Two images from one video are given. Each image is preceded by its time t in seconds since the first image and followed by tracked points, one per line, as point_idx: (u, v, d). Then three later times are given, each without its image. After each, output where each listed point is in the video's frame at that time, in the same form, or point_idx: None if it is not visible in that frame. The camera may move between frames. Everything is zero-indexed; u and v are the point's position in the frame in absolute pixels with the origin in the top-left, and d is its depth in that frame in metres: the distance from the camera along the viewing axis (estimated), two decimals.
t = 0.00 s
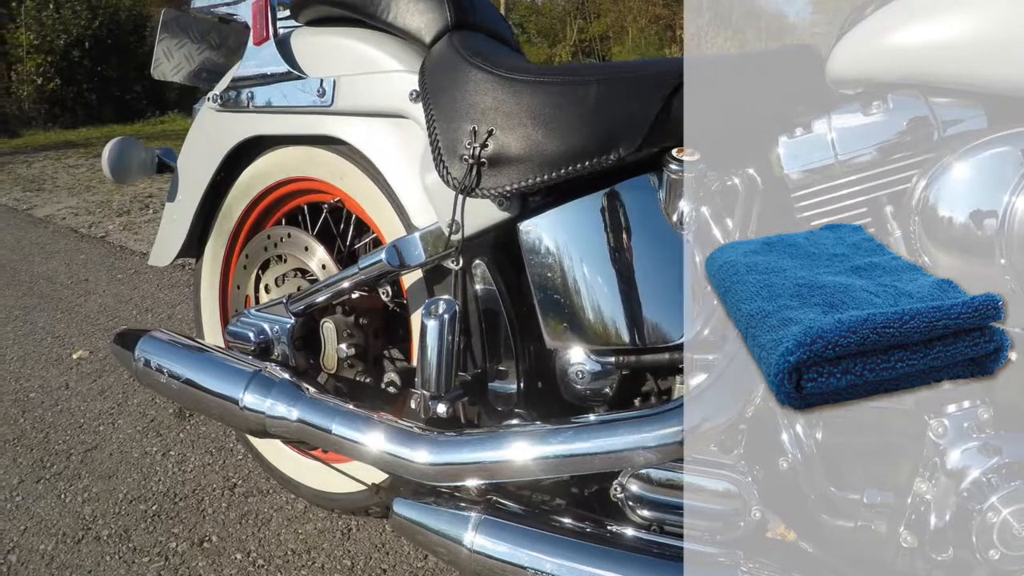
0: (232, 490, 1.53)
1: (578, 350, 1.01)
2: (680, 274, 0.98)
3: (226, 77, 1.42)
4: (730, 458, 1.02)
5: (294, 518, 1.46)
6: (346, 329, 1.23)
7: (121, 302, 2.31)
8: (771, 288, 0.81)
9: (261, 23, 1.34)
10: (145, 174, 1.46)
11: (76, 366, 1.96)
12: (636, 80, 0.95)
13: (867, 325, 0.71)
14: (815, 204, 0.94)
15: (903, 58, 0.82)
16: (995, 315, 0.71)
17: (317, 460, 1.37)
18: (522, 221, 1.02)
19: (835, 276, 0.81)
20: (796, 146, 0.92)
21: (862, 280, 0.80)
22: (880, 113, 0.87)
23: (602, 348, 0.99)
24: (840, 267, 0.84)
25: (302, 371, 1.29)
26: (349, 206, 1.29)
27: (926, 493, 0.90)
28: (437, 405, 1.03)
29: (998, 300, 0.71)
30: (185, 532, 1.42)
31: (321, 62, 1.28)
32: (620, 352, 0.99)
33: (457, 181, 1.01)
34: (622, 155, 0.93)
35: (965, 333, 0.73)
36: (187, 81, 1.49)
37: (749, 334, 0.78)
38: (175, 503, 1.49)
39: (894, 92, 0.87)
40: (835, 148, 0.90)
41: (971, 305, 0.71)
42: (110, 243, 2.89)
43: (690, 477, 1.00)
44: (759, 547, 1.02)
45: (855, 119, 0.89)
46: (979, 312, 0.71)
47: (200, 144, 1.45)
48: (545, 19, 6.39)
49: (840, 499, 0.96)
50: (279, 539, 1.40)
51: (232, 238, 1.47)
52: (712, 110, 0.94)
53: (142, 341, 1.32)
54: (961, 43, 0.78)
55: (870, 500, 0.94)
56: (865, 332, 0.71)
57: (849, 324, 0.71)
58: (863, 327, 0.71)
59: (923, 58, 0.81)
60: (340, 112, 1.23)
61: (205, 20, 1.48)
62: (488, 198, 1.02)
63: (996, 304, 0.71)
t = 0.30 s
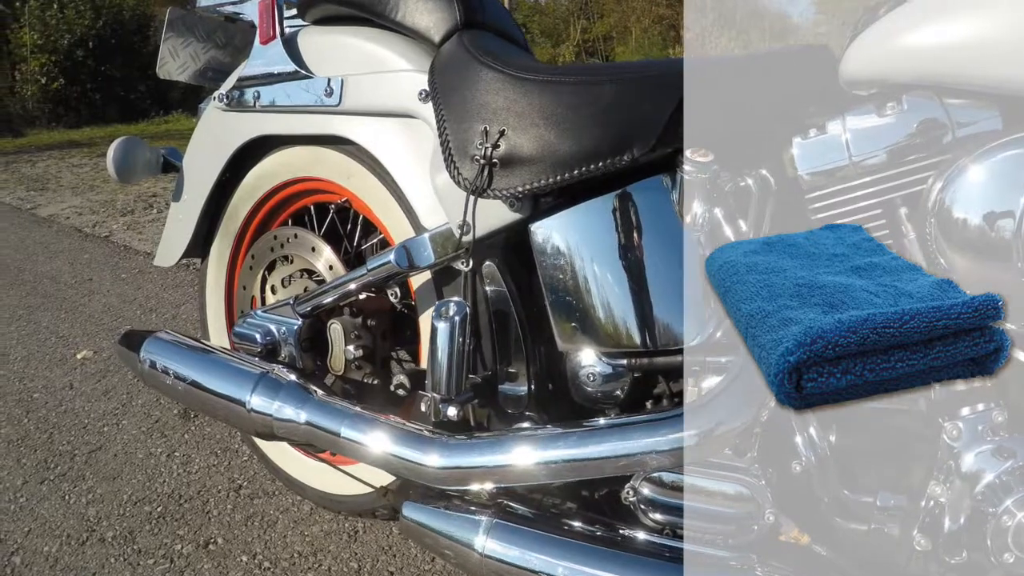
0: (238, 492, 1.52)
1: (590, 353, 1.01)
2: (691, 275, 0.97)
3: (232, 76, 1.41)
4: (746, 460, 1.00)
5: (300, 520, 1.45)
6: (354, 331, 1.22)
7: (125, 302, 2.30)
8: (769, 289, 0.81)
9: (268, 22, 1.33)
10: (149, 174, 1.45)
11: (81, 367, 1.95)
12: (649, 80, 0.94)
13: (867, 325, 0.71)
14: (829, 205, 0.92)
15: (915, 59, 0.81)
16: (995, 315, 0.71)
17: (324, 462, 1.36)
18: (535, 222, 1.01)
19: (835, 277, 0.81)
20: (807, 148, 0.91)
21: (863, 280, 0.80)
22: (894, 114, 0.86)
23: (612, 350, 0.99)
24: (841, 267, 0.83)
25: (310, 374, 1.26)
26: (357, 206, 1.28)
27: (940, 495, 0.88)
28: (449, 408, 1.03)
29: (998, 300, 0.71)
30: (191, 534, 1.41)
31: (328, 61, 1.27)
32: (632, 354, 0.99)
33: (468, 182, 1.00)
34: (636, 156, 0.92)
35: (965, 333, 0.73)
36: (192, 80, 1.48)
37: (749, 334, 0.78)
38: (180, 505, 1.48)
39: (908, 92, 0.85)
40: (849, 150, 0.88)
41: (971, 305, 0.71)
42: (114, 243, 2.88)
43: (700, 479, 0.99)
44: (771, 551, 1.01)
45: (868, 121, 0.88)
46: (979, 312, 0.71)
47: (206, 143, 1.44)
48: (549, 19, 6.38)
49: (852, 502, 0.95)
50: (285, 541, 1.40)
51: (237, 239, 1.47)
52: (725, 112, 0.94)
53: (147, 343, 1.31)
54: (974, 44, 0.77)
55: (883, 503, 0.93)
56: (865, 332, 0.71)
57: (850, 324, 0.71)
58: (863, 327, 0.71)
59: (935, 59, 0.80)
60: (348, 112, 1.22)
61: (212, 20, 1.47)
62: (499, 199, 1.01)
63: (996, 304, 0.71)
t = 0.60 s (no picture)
0: (244, 494, 1.52)
1: (600, 356, 1.01)
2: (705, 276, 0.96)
3: (239, 76, 1.40)
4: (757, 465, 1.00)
5: (306, 523, 1.44)
6: (362, 333, 1.21)
7: (129, 302, 2.29)
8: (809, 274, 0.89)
9: (274, 22, 1.32)
10: (154, 174, 1.44)
11: (85, 367, 1.94)
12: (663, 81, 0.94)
13: (866, 328, 0.86)
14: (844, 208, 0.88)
15: (927, 61, 0.78)
16: (996, 314, 0.80)
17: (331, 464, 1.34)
18: (547, 224, 1.01)
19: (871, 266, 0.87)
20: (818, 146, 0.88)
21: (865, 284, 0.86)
22: (909, 116, 0.82)
23: (624, 353, 0.99)
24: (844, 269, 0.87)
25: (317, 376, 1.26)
26: (364, 207, 1.27)
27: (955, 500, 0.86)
28: (460, 412, 1.03)
29: (999, 300, 0.80)
30: (196, 537, 1.40)
31: (336, 61, 1.26)
32: (644, 357, 0.99)
33: (480, 183, 0.99)
34: (650, 159, 0.91)
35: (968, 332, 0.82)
36: (198, 80, 1.47)
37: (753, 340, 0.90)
38: (186, 507, 1.47)
39: (923, 94, 0.82)
40: (864, 152, 0.85)
41: (972, 307, 0.81)
42: (118, 243, 2.87)
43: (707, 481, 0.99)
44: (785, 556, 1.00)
45: (883, 121, 0.84)
46: (979, 312, 0.81)
47: (212, 143, 1.44)
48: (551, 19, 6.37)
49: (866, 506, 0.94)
50: (292, 544, 1.39)
51: (242, 241, 1.46)
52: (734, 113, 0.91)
53: (153, 345, 1.30)
54: (986, 45, 0.75)
55: (897, 507, 0.92)
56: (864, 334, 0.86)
57: (850, 327, 0.86)
58: (862, 330, 0.86)
59: (937, 63, 0.78)
60: (357, 112, 1.21)
61: (218, 19, 1.46)
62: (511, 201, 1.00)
63: (999, 304, 0.80)
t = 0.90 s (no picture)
0: (250, 497, 1.51)
1: (614, 361, 0.99)
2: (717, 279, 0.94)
3: (246, 77, 1.39)
4: (774, 470, 0.96)
5: (314, 526, 1.43)
6: (372, 336, 1.20)
7: (134, 303, 2.29)
8: (825, 278, 0.92)
9: (282, 22, 1.30)
10: (160, 175, 1.43)
11: (89, 368, 1.93)
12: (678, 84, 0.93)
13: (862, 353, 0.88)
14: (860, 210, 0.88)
15: (942, 63, 0.81)
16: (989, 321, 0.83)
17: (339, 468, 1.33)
18: (561, 228, 0.99)
19: (889, 273, 0.89)
20: (814, 148, 0.99)
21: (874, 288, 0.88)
22: (924, 119, 0.84)
23: (639, 358, 0.97)
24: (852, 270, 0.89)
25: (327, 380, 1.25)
26: (373, 209, 1.27)
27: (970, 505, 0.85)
28: (472, 418, 1.02)
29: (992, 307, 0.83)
30: (203, 540, 1.39)
31: (345, 62, 1.25)
32: (659, 361, 0.97)
33: (494, 187, 0.98)
34: (666, 163, 0.92)
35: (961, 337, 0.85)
36: (204, 80, 1.46)
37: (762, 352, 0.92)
38: (192, 510, 1.47)
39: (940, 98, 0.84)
40: (881, 155, 0.85)
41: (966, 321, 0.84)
42: (122, 243, 2.87)
43: (726, 488, 0.96)
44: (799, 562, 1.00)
45: (900, 125, 0.84)
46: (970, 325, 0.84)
47: (219, 145, 1.43)
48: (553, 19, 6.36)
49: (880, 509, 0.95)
50: (299, 548, 1.38)
51: (249, 244, 1.45)
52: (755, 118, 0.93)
53: (160, 348, 1.29)
54: (1001, 46, 0.77)
55: (911, 511, 0.92)
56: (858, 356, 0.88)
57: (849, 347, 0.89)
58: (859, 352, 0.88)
59: (949, 65, 0.81)
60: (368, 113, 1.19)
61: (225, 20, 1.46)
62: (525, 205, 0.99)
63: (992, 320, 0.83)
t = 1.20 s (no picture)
0: (261, 501, 1.50)
1: (631, 367, 0.99)
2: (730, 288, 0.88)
3: (257, 78, 1.38)
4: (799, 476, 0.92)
5: (325, 531, 1.42)
6: (387, 341, 1.20)
7: (142, 304, 2.28)
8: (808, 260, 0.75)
9: (293, 22, 1.29)
10: (170, 176, 1.42)
11: (98, 369, 1.93)
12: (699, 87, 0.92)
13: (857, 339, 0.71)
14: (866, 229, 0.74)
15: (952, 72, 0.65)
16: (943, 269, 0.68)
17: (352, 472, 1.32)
18: (582, 234, 0.98)
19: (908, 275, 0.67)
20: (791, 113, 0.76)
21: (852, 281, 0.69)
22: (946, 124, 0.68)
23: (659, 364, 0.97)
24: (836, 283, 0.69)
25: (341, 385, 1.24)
26: (387, 212, 1.26)
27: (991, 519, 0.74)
28: (493, 425, 1.01)
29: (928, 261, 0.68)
30: (213, 545, 1.38)
31: (358, 63, 1.24)
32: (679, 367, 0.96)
33: (514, 192, 0.98)
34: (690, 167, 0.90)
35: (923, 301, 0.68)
36: (214, 81, 1.45)
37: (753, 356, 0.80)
38: (202, 514, 1.46)
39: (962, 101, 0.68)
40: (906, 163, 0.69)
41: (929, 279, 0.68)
42: (129, 243, 2.86)
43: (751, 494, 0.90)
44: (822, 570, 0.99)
45: (921, 130, 0.68)
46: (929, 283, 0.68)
47: (230, 146, 1.42)
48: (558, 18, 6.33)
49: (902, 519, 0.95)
50: (311, 553, 1.37)
51: (260, 248, 1.44)
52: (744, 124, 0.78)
53: (171, 352, 1.28)
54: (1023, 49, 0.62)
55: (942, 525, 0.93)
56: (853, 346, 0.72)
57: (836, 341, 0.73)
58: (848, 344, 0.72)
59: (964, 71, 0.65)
60: (384, 116, 1.18)
61: (236, 20, 1.45)
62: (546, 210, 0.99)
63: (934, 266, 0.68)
